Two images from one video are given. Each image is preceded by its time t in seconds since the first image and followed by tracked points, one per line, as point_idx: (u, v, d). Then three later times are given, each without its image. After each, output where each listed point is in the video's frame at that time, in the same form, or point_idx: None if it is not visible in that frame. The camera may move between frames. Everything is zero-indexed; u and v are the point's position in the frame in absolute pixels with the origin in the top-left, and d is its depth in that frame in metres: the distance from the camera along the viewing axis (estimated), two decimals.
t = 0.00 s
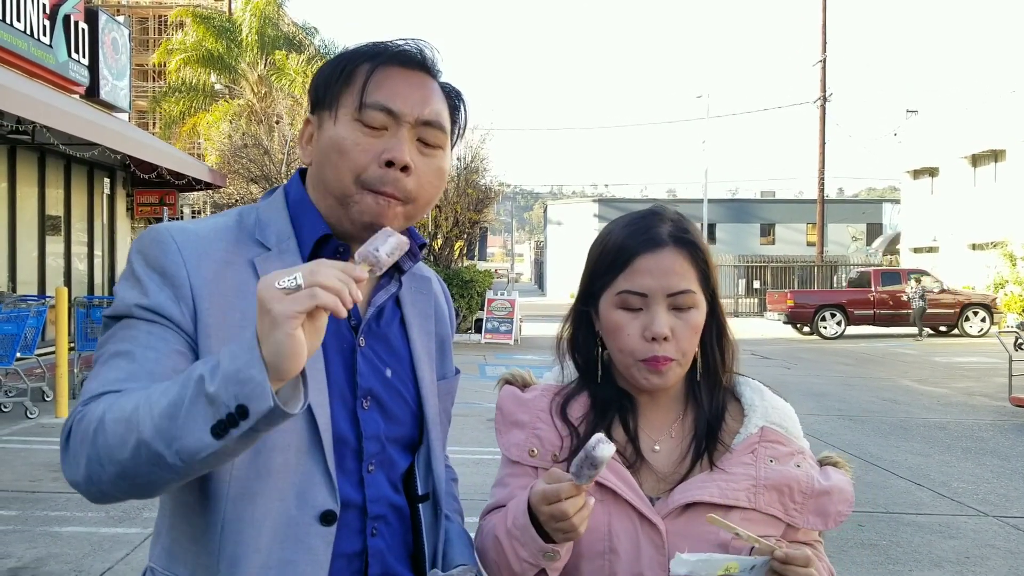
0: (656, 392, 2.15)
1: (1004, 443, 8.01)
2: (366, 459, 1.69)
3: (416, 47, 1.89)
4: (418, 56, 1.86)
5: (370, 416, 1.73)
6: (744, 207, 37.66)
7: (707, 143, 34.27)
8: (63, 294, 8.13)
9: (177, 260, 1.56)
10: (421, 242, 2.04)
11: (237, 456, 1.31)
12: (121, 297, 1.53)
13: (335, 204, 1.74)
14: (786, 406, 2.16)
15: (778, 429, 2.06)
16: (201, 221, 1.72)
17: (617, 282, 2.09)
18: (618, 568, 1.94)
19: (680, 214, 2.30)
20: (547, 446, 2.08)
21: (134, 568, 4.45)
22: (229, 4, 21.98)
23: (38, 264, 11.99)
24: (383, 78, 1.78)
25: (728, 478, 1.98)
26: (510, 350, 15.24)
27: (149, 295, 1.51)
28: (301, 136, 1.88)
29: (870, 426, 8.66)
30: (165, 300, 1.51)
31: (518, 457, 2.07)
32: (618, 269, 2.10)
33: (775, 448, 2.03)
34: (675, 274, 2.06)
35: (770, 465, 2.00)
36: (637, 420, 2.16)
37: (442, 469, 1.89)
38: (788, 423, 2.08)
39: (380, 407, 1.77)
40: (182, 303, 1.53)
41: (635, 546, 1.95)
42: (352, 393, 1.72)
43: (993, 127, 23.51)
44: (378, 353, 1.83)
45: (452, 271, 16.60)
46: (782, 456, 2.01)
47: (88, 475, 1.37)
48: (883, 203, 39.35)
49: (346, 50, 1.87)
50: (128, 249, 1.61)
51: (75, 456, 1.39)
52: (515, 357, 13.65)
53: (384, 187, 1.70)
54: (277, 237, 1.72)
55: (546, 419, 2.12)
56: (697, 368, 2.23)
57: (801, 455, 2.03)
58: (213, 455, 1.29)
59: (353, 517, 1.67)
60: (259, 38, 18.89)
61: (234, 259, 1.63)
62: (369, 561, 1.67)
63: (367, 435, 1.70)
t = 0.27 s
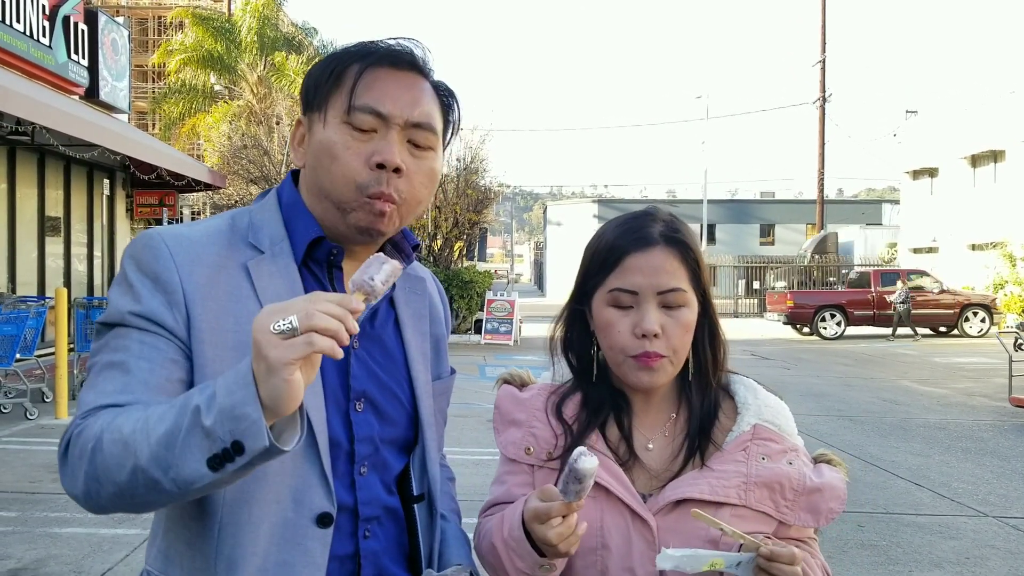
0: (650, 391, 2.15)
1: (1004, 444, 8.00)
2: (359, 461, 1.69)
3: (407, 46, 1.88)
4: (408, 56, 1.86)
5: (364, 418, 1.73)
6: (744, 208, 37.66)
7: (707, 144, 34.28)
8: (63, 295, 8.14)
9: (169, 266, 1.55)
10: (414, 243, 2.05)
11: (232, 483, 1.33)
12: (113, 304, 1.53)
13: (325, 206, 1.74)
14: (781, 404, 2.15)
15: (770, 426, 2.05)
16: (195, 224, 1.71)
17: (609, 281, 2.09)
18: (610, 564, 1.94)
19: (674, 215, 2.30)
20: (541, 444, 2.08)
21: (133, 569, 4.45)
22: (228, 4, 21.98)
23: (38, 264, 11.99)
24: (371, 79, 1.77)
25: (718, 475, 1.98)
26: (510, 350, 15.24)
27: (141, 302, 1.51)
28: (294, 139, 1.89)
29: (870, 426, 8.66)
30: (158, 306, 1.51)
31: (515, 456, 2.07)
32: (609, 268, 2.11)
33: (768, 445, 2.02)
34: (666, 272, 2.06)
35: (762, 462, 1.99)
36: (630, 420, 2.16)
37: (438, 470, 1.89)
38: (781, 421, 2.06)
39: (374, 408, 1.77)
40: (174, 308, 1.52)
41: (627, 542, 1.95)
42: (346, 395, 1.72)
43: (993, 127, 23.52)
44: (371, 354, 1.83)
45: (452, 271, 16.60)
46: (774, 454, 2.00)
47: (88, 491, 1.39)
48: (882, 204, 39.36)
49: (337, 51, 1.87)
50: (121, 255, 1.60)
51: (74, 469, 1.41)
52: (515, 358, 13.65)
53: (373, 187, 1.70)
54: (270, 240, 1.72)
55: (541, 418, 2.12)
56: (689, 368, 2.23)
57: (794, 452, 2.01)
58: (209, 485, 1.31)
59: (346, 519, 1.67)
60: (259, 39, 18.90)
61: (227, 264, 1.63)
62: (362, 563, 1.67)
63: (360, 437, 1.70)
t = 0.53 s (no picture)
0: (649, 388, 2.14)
1: (1004, 444, 8.00)
2: (357, 458, 1.68)
3: (398, 43, 1.88)
4: (400, 53, 1.86)
5: (362, 415, 1.72)
6: (743, 208, 37.66)
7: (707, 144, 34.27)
8: (63, 294, 8.13)
9: (166, 266, 1.54)
10: (411, 240, 2.04)
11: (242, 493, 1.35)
12: (110, 306, 1.52)
13: (319, 200, 1.74)
14: (778, 401, 2.14)
15: (768, 422, 2.05)
16: (191, 223, 1.70)
17: (606, 275, 2.09)
18: (609, 560, 1.93)
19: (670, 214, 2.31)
20: (540, 442, 2.07)
21: (132, 568, 4.45)
22: (228, 4, 21.95)
23: (37, 264, 11.98)
24: (363, 74, 1.77)
25: (718, 470, 1.97)
26: (510, 350, 15.23)
27: (138, 303, 1.50)
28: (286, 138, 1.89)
29: (870, 427, 8.65)
30: (155, 307, 1.50)
31: (514, 455, 2.07)
32: (607, 263, 2.11)
33: (766, 439, 2.02)
34: (664, 266, 2.06)
35: (760, 457, 1.99)
36: (630, 417, 2.15)
37: (436, 467, 1.88)
38: (779, 417, 2.06)
39: (372, 406, 1.76)
40: (172, 309, 1.52)
41: (628, 540, 1.94)
42: (344, 393, 1.72)
43: (992, 127, 23.52)
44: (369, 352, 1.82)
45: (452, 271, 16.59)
46: (773, 448, 2.00)
47: (92, 498, 1.39)
48: (882, 204, 39.36)
49: (330, 49, 1.87)
50: (117, 256, 1.58)
51: (77, 477, 1.41)
52: (515, 358, 13.64)
53: (366, 179, 1.69)
54: (267, 238, 1.71)
55: (540, 416, 2.11)
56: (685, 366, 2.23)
57: (792, 448, 2.01)
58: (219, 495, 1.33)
59: (344, 517, 1.66)
60: (259, 39, 18.88)
61: (224, 264, 1.63)
62: (360, 560, 1.66)
63: (358, 434, 1.70)
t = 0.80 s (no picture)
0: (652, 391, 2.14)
1: (1003, 445, 7.99)
2: (356, 457, 1.68)
3: (395, 42, 1.88)
4: (397, 52, 1.86)
5: (361, 413, 1.73)
6: (744, 209, 37.66)
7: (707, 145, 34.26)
8: (63, 294, 8.12)
9: (166, 267, 1.54)
10: (409, 238, 2.03)
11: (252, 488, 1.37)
12: (110, 307, 1.52)
13: (320, 197, 1.73)
14: (781, 404, 2.15)
15: (772, 424, 2.06)
16: (190, 225, 1.70)
17: (610, 275, 2.09)
18: (615, 561, 1.93)
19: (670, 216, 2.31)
20: (544, 443, 2.07)
21: (132, 568, 4.45)
22: (228, 4, 21.94)
23: (37, 263, 11.97)
24: (360, 73, 1.77)
25: (724, 468, 1.97)
26: (510, 351, 15.22)
27: (139, 304, 1.50)
28: (285, 136, 1.88)
29: (870, 428, 8.65)
30: (155, 307, 1.50)
31: (518, 455, 2.07)
32: (611, 263, 2.11)
33: (771, 441, 2.02)
34: (666, 266, 2.06)
35: (766, 457, 1.99)
36: (632, 416, 2.15)
37: (436, 465, 1.89)
38: (784, 420, 2.07)
39: (371, 404, 1.77)
40: (172, 309, 1.52)
41: (634, 539, 1.94)
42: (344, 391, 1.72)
43: (993, 129, 23.51)
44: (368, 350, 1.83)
45: (452, 272, 16.61)
46: (778, 449, 2.00)
47: (97, 500, 1.39)
48: (883, 205, 39.35)
49: (329, 49, 1.87)
50: (117, 258, 1.59)
51: (81, 479, 1.41)
52: (515, 359, 13.64)
53: (365, 175, 1.69)
54: (267, 238, 1.71)
55: (544, 417, 2.12)
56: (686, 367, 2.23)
57: (797, 449, 2.02)
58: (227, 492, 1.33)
59: (343, 515, 1.65)
60: (260, 39, 18.89)
61: (224, 263, 1.63)
62: (360, 558, 1.66)
63: (358, 432, 1.70)
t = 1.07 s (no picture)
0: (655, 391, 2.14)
1: (1004, 447, 7.99)
2: (360, 455, 1.68)
3: (395, 42, 1.89)
4: (397, 52, 1.87)
5: (365, 412, 1.73)
6: (744, 210, 37.65)
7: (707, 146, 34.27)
8: (64, 294, 8.13)
9: (170, 266, 1.55)
10: (412, 240, 2.03)
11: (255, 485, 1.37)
12: (114, 308, 1.52)
13: (323, 197, 1.73)
14: (783, 407, 2.16)
15: (777, 426, 2.06)
16: (194, 225, 1.71)
17: (613, 276, 2.10)
18: (620, 564, 1.94)
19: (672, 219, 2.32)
20: (546, 445, 2.08)
21: (134, 568, 4.45)
22: (229, 5, 21.93)
23: (38, 263, 11.98)
24: (362, 73, 1.77)
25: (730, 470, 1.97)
26: (511, 351, 15.22)
27: (144, 304, 1.51)
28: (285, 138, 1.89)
29: (870, 429, 8.64)
30: (159, 306, 1.51)
31: (520, 459, 2.08)
32: (614, 265, 2.11)
33: (776, 442, 2.03)
34: (669, 267, 2.07)
35: (771, 458, 2.00)
36: (635, 417, 2.15)
37: (439, 464, 1.89)
38: (788, 422, 2.08)
39: (375, 403, 1.77)
40: (176, 308, 1.52)
41: (640, 541, 1.95)
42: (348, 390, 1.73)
43: (993, 130, 23.51)
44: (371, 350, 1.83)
45: (452, 273, 16.61)
46: (783, 450, 2.01)
47: (102, 498, 1.40)
48: (884, 206, 39.30)
49: (329, 50, 1.87)
50: (122, 258, 1.59)
51: (86, 476, 1.42)
52: (516, 360, 13.64)
53: (368, 174, 1.70)
54: (271, 239, 1.72)
55: (546, 420, 2.12)
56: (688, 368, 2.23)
57: (802, 450, 2.02)
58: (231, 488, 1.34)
59: (347, 515, 1.66)
60: (261, 40, 18.89)
61: (228, 263, 1.63)
62: (364, 557, 1.66)
63: (361, 431, 1.70)
